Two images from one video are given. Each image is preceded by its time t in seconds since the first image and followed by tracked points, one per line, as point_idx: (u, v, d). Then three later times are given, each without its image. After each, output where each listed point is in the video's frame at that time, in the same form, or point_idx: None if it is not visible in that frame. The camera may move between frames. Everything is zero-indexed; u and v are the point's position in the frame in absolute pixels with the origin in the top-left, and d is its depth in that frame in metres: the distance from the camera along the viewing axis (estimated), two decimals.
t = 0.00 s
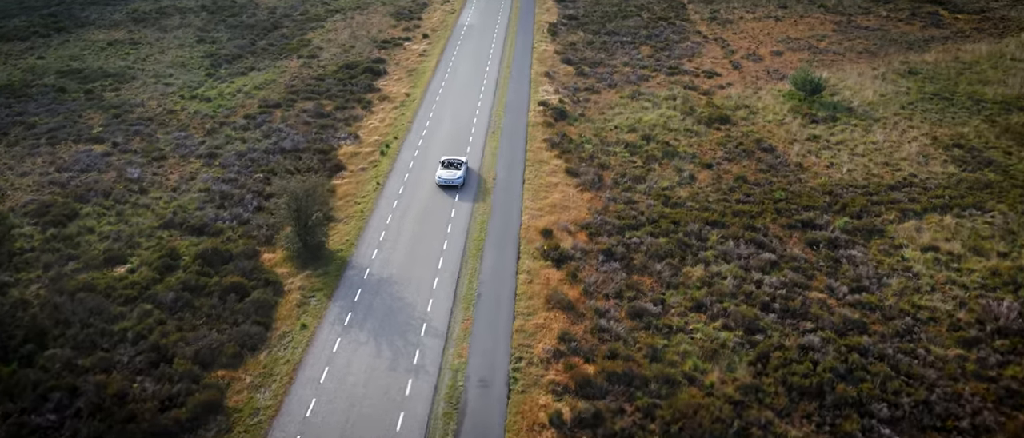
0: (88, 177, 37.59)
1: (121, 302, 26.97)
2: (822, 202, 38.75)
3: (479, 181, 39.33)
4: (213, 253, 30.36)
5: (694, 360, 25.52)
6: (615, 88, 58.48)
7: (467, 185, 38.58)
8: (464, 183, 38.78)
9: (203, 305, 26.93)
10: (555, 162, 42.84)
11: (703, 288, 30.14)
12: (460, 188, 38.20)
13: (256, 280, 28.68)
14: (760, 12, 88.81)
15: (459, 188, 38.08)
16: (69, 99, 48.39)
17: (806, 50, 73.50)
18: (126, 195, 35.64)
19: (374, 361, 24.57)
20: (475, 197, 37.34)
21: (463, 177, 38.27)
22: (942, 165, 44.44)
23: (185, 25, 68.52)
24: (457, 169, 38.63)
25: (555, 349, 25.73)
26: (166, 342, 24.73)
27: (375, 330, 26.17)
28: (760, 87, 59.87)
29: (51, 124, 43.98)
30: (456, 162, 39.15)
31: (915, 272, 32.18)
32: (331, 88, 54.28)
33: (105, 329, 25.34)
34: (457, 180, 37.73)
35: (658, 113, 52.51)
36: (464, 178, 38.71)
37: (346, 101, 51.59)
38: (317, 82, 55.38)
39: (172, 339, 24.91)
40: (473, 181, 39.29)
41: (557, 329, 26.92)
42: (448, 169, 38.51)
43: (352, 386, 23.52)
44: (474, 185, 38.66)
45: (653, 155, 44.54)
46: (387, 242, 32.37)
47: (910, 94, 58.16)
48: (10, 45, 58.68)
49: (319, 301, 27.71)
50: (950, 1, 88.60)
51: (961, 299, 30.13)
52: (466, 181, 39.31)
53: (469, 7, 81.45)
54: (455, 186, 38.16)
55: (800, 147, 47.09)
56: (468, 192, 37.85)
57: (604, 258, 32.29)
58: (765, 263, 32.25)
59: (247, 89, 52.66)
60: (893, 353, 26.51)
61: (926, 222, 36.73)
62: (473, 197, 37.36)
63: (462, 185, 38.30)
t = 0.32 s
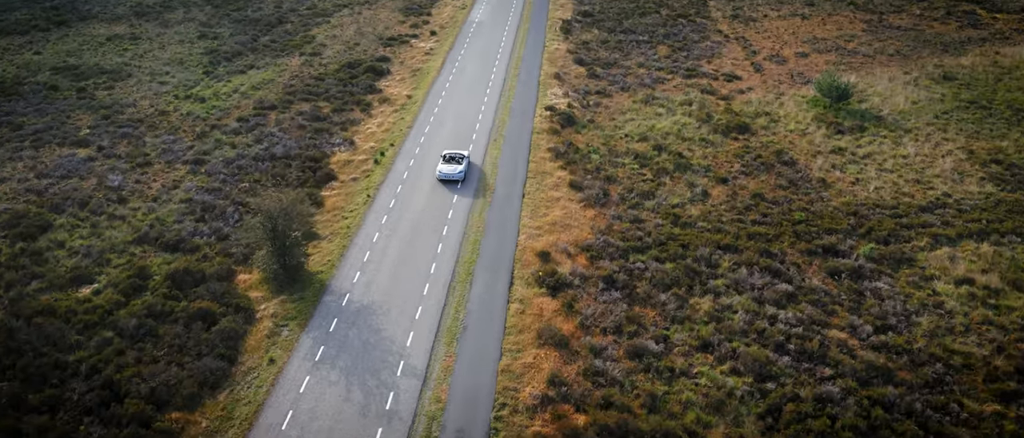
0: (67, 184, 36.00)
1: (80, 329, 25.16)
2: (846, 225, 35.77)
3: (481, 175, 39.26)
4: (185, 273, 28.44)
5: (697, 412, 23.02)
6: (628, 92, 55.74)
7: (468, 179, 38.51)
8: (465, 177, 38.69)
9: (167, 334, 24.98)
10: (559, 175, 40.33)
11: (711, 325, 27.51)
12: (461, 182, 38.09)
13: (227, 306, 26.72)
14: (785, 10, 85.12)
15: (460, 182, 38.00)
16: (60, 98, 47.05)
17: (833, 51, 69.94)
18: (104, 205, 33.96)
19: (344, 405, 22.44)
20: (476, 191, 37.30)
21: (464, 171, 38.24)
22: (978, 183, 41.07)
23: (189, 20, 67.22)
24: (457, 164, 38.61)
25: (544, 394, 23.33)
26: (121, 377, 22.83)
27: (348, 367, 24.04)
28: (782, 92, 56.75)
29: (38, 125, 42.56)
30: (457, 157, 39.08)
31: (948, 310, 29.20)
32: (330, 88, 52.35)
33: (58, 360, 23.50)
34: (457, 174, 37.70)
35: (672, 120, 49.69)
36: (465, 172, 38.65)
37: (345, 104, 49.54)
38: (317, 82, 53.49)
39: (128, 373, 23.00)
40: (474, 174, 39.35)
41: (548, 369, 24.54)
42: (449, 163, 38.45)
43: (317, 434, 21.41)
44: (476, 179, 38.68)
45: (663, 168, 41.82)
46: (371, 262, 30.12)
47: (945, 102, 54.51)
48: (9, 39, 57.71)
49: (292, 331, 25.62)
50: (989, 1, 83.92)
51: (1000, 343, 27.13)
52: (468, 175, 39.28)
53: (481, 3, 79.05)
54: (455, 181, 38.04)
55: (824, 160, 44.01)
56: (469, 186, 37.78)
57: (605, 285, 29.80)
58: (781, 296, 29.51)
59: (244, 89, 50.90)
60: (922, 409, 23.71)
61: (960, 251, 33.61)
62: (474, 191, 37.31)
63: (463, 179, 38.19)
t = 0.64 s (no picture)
0: (45, 193, 34.64)
1: (34, 358, 23.61)
2: (866, 252, 33.11)
3: (482, 174, 39.04)
4: (152, 296, 26.82)
5: None
6: (638, 98, 53.32)
7: (469, 177, 38.41)
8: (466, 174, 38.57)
9: (125, 365, 23.33)
10: (559, 190, 38.11)
11: (714, 366, 25.20)
12: (461, 179, 37.98)
13: (192, 334, 25.03)
14: (809, 11, 81.78)
15: (460, 180, 37.88)
16: (51, 98, 45.90)
17: (858, 55, 66.71)
18: (79, 217, 32.52)
19: None
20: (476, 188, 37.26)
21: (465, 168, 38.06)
22: (1014, 205, 38.05)
23: (191, 16, 66.14)
24: (458, 160, 38.37)
25: None
26: (69, 415, 21.24)
27: (313, 410, 22.17)
28: (802, 101, 53.92)
29: (24, 128, 41.37)
30: (459, 153, 38.68)
31: (978, 353, 26.54)
32: (329, 91, 50.63)
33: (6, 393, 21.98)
34: (458, 170, 37.52)
35: (683, 130, 47.20)
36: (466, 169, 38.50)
37: (342, 108, 47.76)
38: (315, 84, 51.82)
39: (78, 411, 21.39)
40: (475, 172, 39.22)
41: (531, 416, 22.48)
42: (450, 159, 38.25)
43: None
44: (477, 176, 38.67)
45: (672, 183, 39.40)
46: (350, 287, 28.13)
47: (978, 113, 51.25)
48: (8, 36, 56.99)
49: (258, 366, 23.86)
50: None
51: None
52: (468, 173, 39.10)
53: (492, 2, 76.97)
54: (455, 177, 37.93)
55: (845, 177, 41.24)
56: (470, 183, 37.74)
57: (600, 316, 27.55)
58: (792, 333, 27.07)
59: (240, 91, 49.40)
60: None
61: (993, 284, 30.83)
62: (474, 188, 37.15)
63: (463, 176, 38.08)
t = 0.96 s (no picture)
0: (15, 210, 33.17)
1: None
2: (888, 295, 30.14)
3: (482, 176, 39.13)
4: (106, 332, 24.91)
5: None
6: (648, 114, 50.71)
7: (469, 180, 38.49)
8: (466, 177, 38.66)
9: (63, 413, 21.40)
10: (556, 215, 35.67)
11: (711, 432, 22.57)
12: (461, 182, 38.02)
13: (141, 378, 23.09)
14: (834, 20, 78.28)
15: (460, 182, 37.96)
16: (39, 106, 44.80)
17: (886, 69, 63.24)
18: (45, 238, 30.93)
19: None
20: (475, 191, 37.29)
21: (465, 171, 38.20)
22: None
23: (194, 20, 65.30)
24: (458, 163, 38.50)
25: None
26: None
27: None
28: (823, 119, 50.88)
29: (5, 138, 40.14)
30: (460, 155, 38.98)
31: (1012, 422, 23.53)
32: (324, 102, 48.87)
33: None
34: (457, 173, 37.61)
35: (693, 151, 44.51)
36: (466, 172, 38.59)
37: (335, 120, 45.90)
38: (311, 94, 50.11)
39: None
40: (475, 175, 39.29)
41: None
42: (450, 162, 38.36)
43: None
44: (477, 179, 38.71)
45: (678, 210, 36.76)
46: (318, 328, 25.97)
47: (1015, 135, 47.67)
48: (7, 40, 56.55)
49: (207, 418, 21.91)
50: None
51: None
52: (469, 175, 39.16)
53: (502, 8, 75.00)
54: (455, 180, 37.98)
55: (866, 207, 38.21)
56: (469, 185, 37.83)
57: (588, 365, 25.04)
58: (801, 393, 24.32)
59: (232, 101, 47.89)
60: None
61: None
62: (474, 192, 37.20)
63: (463, 179, 38.13)
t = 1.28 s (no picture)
0: None
1: None
2: (907, 341, 27.49)
3: (483, 176, 39.09)
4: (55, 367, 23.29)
5: None
6: (656, 128, 48.25)
7: (469, 179, 38.50)
8: (467, 177, 38.68)
9: None
10: (549, 240, 33.49)
11: None
12: (461, 181, 38.09)
13: (84, 421, 21.37)
14: (859, 27, 74.89)
15: (460, 182, 37.99)
16: (26, 112, 43.83)
17: (912, 81, 59.97)
18: (10, 256, 29.57)
19: None
20: (475, 191, 37.25)
21: (465, 171, 38.22)
22: None
23: (196, 22, 64.37)
24: (459, 162, 38.58)
25: None
26: None
27: None
28: (842, 136, 48.04)
29: None
30: (461, 155, 39.07)
31: None
32: (318, 111, 47.25)
33: None
34: (457, 173, 37.66)
35: (701, 170, 42.01)
36: (467, 172, 38.61)
37: (327, 131, 44.21)
38: (305, 102, 48.54)
39: None
40: (477, 174, 39.24)
41: None
42: (450, 162, 38.45)
43: None
44: (477, 180, 38.59)
45: (680, 237, 34.38)
46: (280, 367, 24.14)
47: None
48: (5, 41, 56.07)
49: None
50: None
51: None
52: (470, 174, 39.21)
53: (511, 13, 73.02)
54: (455, 180, 38.04)
55: (886, 236, 35.46)
56: (469, 185, 37.82)
57: (570, 417, 22.80)
58: None
59: (224, 108, 46.48)
60: None
61: None
62: (473, 191, 37.24)
63: (463, 178, 38.19)
